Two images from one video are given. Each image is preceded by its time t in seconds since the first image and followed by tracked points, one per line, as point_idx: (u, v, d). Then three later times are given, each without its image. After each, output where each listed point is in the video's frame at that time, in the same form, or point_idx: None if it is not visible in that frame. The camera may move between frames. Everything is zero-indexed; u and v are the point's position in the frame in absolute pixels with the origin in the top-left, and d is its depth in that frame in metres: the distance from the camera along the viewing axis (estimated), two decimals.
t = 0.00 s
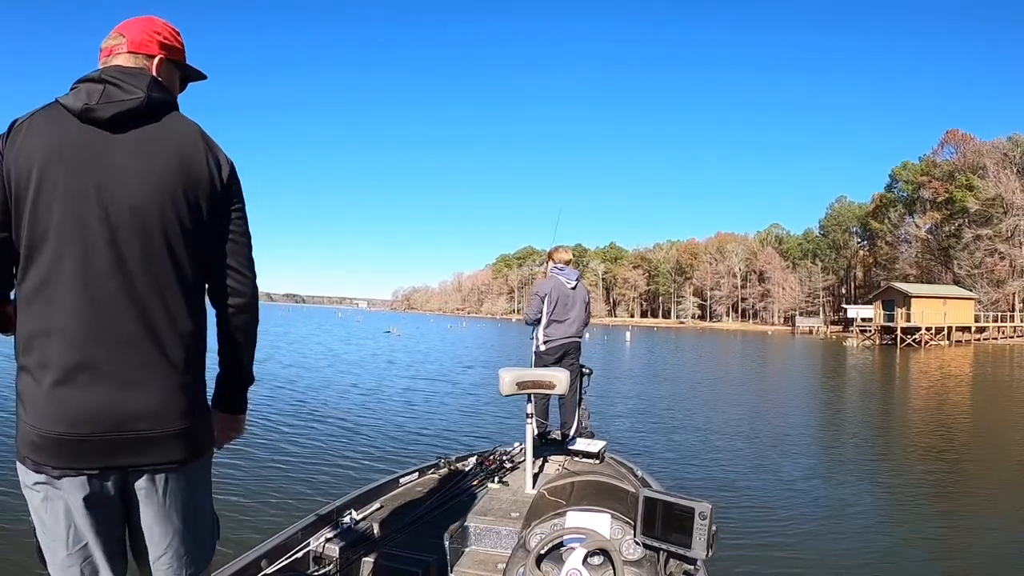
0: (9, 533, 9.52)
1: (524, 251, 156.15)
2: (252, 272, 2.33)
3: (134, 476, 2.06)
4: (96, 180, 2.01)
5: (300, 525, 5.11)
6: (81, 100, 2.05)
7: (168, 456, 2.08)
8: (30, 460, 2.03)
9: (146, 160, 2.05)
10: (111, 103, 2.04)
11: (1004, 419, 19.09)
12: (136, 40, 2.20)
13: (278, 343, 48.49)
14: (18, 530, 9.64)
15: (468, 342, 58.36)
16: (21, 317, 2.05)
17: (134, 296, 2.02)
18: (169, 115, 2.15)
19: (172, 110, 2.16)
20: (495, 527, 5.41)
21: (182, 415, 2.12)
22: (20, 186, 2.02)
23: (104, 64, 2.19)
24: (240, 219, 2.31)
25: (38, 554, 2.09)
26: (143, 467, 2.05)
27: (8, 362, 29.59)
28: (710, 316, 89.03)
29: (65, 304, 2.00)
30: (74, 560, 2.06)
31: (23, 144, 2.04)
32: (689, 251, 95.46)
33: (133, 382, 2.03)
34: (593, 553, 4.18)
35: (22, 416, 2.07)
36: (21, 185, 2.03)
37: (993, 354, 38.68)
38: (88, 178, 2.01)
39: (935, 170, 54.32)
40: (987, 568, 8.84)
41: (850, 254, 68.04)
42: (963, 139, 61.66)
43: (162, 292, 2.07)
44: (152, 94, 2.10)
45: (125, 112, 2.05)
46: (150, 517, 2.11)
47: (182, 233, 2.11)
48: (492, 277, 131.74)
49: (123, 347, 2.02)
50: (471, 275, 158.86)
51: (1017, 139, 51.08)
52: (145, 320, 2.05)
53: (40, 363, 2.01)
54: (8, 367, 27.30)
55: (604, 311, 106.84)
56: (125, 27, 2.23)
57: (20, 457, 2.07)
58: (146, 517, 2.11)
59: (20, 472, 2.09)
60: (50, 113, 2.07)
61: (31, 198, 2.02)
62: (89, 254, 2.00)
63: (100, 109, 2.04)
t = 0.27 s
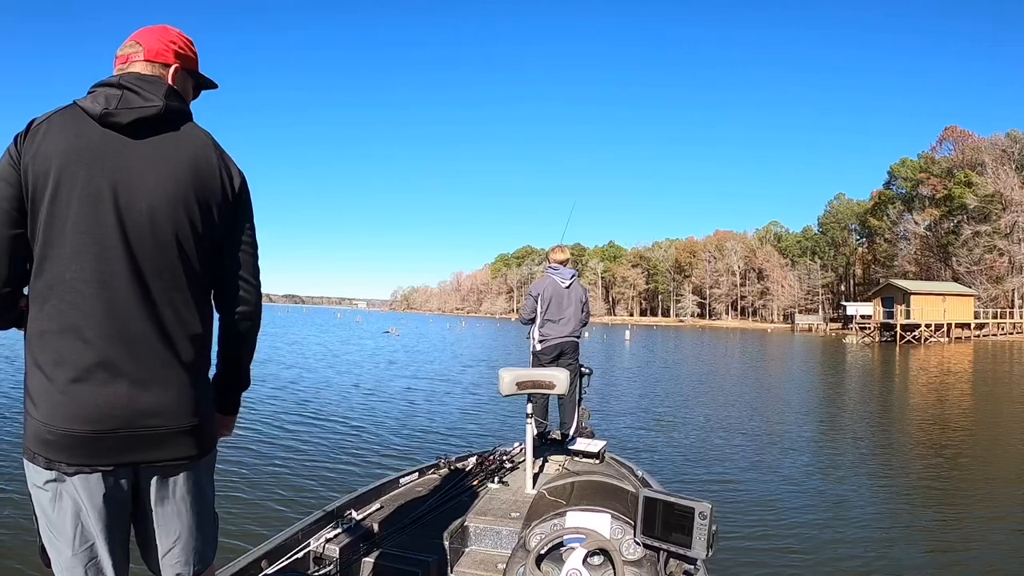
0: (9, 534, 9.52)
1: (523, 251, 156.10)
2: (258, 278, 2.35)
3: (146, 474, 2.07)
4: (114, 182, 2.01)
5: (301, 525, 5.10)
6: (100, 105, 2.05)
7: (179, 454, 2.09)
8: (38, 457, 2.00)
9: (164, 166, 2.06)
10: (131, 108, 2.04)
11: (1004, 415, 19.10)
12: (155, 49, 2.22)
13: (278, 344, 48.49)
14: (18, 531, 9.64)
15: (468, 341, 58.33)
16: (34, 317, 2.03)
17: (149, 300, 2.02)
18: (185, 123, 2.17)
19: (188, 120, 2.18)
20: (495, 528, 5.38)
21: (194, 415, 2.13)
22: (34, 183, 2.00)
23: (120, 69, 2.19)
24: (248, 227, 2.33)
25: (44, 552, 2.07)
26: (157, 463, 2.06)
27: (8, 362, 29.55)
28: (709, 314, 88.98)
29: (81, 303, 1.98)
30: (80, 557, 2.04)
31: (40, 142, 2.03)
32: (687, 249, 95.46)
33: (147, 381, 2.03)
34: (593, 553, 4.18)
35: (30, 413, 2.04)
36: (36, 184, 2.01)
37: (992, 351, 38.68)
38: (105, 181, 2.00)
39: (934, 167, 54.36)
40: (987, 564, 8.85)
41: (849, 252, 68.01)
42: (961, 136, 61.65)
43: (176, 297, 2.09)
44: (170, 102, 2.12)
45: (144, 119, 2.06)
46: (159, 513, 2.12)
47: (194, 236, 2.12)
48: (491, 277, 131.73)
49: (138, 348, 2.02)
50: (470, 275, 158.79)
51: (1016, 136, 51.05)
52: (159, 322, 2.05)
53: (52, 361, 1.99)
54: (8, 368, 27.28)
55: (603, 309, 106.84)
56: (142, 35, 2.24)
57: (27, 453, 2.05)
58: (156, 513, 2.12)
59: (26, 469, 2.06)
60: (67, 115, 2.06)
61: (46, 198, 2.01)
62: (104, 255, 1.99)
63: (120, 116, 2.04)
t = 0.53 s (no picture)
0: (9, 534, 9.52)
1: (522, 250, 156.11)
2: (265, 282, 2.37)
3: (153, 470, 2.07)
4: (129, 184, 2.01)
5: (301, 525, 5.09)
6: (116, 108, 2.04)
7: (189, 451, 2.10)
8: (49, 454, 1.99)
9: (178, 170, 2.07)
10: (154, 113, 2.05)
11: (1004, 414, 19.10)
12: (174, 52, 2.22)
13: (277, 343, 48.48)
14: (18, 531, 9.64)
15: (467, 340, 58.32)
16: (48, 317, 2.00)
17: (163, 305, 2.03)
18: (203, 129, 2.19)
19: (206, 127, 2.21)
20: (495, 528, 5.37)
21: (203, 415, 2.14)
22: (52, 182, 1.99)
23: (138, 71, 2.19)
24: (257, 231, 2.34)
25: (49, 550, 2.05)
26: (167, 461, 2.06)
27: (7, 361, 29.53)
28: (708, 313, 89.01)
29: (95, 304, 1.97)
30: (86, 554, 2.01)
31: (58, 142, 2.02)
32: (686, 248, 95.51)
33: (160, 380, 2.03)
34: (593, 553, 4.18)
35: (40, 410, 2.02)
36: (50, 183, 1.99)
37: (991, 349, 38.70)
38: (120, 183, 2.00)
39: (933, 165, 54.41)
40: (986, 563, 8.85)
41: (848, 251, 68.06)
42: (961, 134, 61.70)
43: (189, 301, 2.09)
44: (185, 107, 2.12)
45: (161, 124, 2.06)
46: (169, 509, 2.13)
47: (205, 239, 2.13)
48: (490, 275, 131.68)
49: (151, 350, 2.02)
50: (469, 274, 158.78)
51: (1015, 134, 51.05)
52: (171, 324, 2.05)
53: (67, 361, 1.97)
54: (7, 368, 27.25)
55: (602, 308, 106.92)
56: (156, 39, 2.24)
57: (36, 451, 2.03)
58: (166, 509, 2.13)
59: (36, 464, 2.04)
60: (83, 116, 2.05)
61: (60, 198, 1.99)
62: (120, 257, 1.98)
63: (137, 120, 2.05)
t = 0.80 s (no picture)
0: (9, 533, 9.52)
1: (521, 249, 156.13)
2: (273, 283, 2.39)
3: (164, 469, 2.08)
4: (148, 187, 2.01)
5: (301, 525, 5.10)
6: (133, 112, 2.03)
7: (199, 452, 2.11)
8: (61, 453, 1.98)
9: (195, 174, 2.07)
10: (171, 117, 2.05)
11: (1004, 414, 19.12)
12: (188, 56, 2.22)
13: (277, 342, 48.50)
14: (17, 530, 9.64)
15: (467, 340, 58.33)
16: (60, 319, 1.99)
17: (179, 309, 2.04)
18: (217, 133, 2.19)
19: (220, 130, 2.21)
20: (495, 528, 5.36)
21: (213, 416, 2.15)
22: (68, 183, 1.97)
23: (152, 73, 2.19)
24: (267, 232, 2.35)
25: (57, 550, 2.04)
26: (180, 461, 2.08)
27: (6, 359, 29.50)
28: (708, 312, 89.04)
29: (112, 306, 1.97)
30: (94, 552, 2.01)
31: (73, 142, 1.98)
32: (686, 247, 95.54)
33: (174, 381, 2.04)
34: (593, 553, 4.18)
35: (51, 409, 2.00)
36: (65, 184, 1.96)
37: (991, 350, 38.73)
38: (138, 186, 2.00)
39: (933, 166, 54.48)
40: (986, 563, 8.86)
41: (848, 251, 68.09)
42: (961, 135, 61.78)
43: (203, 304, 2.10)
44: (200, 111, 2.12)
45: (178, 127, 2.06)
46: (178, 507, 2.13)
47: (219, 241, 2.14)
48: (490, 274, 131.65)
49: (165, 352, 2.03)
50: (468, 273, 158.80)
51: (1015, 135, 51.09)
52: (185, 326, 2.07)
53: (81, 362, 1.97)
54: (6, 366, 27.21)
55: (601, 307, 106.90)
56: (168, 42, 2.24)
57: (47, 450, 2.01)
58: (175, 507, 2.13)
59: (45, 464, 2.03)
60: (98, 118, 2.04)
61: (76, 200, 1.97)
62: (137, 262, 1.98)
63: (153, 124, 2.04)
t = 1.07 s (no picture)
0: (8, 530, 9.51)
1: (521, 248, 156.15)
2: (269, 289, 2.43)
3: (170, 468, 2.08)
4: (161, 189, 2.02)
5: (301, 525, 5.10)
6: (149, 115, 2.04)
7: (204, 450, 2.12)
8: (68, 451, 1.96)
9: (206, 181, 2.10)
10: (185, 121, 2.07)
11: (1004, 414, 19.13)
12: (200, 58, 2.24)
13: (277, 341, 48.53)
14: (17, 528, 9.63)
15: (467, 339, 58.34)
16: (69, 318, 1.97)
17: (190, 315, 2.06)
18: (227, 138, 2.22)
19: (230, 135, 2.24)
20: (495, 527, 5.36)
21: (217, 416, 2.16)
22: (82, 183, 1.94)
23: (164, 74, 2.20)
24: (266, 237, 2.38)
25: (60, 548, 2.02)
26: (187, 460, 2.08)
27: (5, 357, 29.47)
28: (707, 312, 89.05)
29: (125, 308, 1.97)
30: (98, 550, 1.99)
31: (89, 142, 1.96)
32: (686, 247, 95.56)
33: (182, 379, 2.05)
34: (593, 553, 4.18)
35: (56, 405, 1.98)
36: (76, 182, 1.94)
37: (991, 350, 38.75)
38: (151, 188, 2.01)
39: (933, 165, 54.53)
40: (986, 563, 8.86)
41: (847, 251, 68.14)
42: (960, 134, 61.80)
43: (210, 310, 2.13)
44: (214, 117, 2.16)
45: (192, 132, 2.08)
46: (181, 505, 2.14)
47: (227, 244, 2.17)
48: (489, 273, 131.67)
49: (174, 353, 2.04)
50: (468, 272, 158.77)
51: (1015, 135, 51.10)
52: (194, 328, 2.08)
53: (90, 361, 1.96)
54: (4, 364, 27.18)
55: (601, 307, 106.90)
56: (179, 43, 2.25)
57: (51, 448, 2.00)
58: (180, 506, 2.13)
59: (49, 462, 2.02)
60: (113, 118, 2.03)
61: (86, 199, 1.95)
62: (151, 268, 2.00)
63: (169, 128, 2.05)
